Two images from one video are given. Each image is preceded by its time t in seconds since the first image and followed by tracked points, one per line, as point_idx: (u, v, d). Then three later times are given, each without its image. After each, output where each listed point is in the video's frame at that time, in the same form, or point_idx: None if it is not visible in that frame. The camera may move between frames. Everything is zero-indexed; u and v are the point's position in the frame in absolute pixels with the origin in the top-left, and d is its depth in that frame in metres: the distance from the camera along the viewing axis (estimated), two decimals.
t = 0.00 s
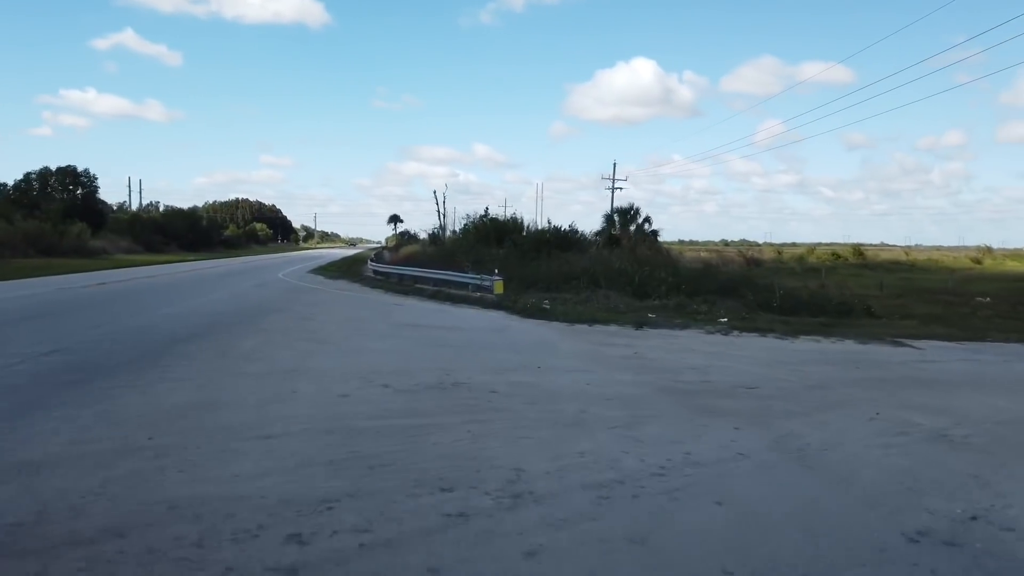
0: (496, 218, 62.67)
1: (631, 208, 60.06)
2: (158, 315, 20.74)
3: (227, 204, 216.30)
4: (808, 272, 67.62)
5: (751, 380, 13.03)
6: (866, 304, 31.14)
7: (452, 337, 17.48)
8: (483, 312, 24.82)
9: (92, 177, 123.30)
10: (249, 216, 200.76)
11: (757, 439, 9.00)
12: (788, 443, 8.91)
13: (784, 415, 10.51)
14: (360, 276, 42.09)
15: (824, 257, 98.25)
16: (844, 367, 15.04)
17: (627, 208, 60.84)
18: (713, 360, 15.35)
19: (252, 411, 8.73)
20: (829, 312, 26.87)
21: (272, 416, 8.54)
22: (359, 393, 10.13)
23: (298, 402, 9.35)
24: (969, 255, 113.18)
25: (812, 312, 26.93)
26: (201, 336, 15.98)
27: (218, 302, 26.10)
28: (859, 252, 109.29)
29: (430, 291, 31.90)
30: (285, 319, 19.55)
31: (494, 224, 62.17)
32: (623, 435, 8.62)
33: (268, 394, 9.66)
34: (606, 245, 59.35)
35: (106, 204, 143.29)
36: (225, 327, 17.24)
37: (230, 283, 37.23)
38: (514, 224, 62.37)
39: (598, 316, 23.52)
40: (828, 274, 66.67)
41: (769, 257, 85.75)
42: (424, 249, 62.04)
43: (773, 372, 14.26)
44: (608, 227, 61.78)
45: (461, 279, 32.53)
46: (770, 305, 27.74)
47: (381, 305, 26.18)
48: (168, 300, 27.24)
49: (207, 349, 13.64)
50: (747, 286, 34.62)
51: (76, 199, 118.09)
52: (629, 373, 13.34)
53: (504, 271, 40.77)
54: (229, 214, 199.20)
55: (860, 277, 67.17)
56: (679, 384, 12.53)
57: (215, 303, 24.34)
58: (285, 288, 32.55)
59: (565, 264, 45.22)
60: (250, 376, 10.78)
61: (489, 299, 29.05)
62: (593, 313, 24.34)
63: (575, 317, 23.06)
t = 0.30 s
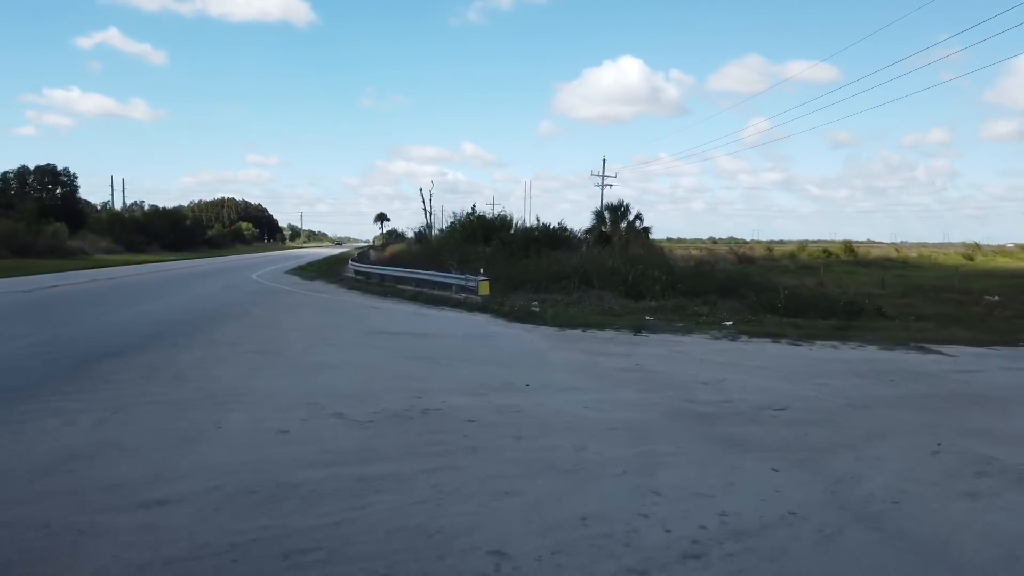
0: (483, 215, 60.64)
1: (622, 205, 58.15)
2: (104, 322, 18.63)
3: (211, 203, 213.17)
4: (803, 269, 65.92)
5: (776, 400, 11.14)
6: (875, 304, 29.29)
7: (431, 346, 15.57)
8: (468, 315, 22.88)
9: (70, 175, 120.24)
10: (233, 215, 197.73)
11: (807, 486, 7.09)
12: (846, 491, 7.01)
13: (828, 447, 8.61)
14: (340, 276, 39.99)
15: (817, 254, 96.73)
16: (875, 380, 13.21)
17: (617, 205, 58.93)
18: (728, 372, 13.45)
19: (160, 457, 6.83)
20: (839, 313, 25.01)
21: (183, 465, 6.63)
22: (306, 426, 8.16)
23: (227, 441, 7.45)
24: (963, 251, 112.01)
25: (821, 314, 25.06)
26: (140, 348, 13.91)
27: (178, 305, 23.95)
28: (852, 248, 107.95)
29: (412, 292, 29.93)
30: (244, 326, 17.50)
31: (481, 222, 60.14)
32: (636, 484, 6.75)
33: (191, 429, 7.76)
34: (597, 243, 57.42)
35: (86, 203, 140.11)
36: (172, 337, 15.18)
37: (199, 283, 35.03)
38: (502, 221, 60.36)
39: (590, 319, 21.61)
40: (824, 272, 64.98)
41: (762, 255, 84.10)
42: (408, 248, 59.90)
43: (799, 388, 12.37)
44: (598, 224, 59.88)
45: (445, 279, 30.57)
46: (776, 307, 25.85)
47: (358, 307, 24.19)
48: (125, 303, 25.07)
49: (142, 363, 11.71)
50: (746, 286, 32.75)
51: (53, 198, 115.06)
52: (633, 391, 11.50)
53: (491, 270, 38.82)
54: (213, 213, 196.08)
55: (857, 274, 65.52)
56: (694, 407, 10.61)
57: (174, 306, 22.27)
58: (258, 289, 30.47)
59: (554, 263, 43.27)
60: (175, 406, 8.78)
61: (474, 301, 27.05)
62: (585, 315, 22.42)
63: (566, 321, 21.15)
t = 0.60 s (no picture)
0: (471, 213, 58.72)
1: (614, 201, 56.36)
2: (44, 328, 16.66)
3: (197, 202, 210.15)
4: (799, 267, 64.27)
5: (812, 427, 9.37)
6: (886, 304, 27.55)
7: (408, 358, 13.72)
8: (451, 320, 21.01)
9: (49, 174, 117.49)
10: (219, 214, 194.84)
11: (887, 562, 5.33)
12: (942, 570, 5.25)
13: (895, 495, 6.84)
14: (320, 276, 38.00)
15: (811, 252, 95.24)
16: (916, 397, 11.44)
17: (609, 201, 57.13)
18: (747, 389, 11.66)
19: (10, 540, 4.98)
20: (852, 316, 23.25)
21: (37, 554, 4.80)
22: (228, 477, 6.33)
23: (114, 506, 5.62)
24: (957, 248, 110.78)
25: (833, 316, 23.29)
26: (67, 363, 12.01)
27: (137, 307, 21.96)
28: (845, 245, 106.51)
29: (393, 294, 28.04)
30: (198, 334, 15.57)
31: (469, 220, 58.21)
32: (663, 569, 4.95)
33: (74, 486, 5.92)
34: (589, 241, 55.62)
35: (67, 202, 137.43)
36: (110, 349, 13.26)
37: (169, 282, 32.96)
38: (490, 220, 58.46)
39: (583, 324, 19.77)
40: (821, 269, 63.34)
41: (756, 253, 82.45)
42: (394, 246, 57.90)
43: (833, 408, 10.60)
44: (590, 222, 58.06)
45: (428, 279, 28.67)
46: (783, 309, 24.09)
47: (334, 311, 22.26)
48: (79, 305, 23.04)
49: (56, 386, 9.84)
50: (747, 285, 30.94)
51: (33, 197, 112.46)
52: (641, 415, 9.71)
53: (478, 269, 36.93)
54: (199, 212, 193.10)
55: (854, 272, 63.93)
56: (716, 437, 8.83)
57: (130, 312, 20.27)
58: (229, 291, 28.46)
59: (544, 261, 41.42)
60: (69, 448, 6.93)
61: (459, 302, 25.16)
62: (578, 319, 20.57)
63: (557, 326, 19.29)
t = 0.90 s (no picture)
0: (462, 211, 56.94)
1: (608, 199, 54.73)
2: None
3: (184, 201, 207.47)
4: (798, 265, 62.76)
5: (864, 462, 7.75)
6: (900, 305, 25.96)
7: (383, 372, 12.01)
8: (436, 325, 19.30)
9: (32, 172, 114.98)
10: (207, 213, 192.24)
11: None
12: None
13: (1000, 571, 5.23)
14: (301, 277, 36.17)
15: (806, 250, 93.77)
16: (973, 419, 9.80)
17: (603, 199, 55.49)
18: (776, 411, 10.03)
19: None
20: (867, 319, 21.66)
21: None
22: (113, 562, 4.65)
23: None
24: (953, 246, 109.51)
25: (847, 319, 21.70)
26: None
27: (94, 311, 20.11)
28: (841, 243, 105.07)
29: (376, 295, 26.32)
30: (149, 344, 13.82)
31: (459, 218, 56.43)
32: None
33: None
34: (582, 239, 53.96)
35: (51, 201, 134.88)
36: (38, 364, 11.49)
37: (139, 283, 31.05)
38: (481, 218, 56.71)
39: (579, 329, 18.08)
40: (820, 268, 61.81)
41: (752, 251, 80.91)
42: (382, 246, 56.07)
43: (881, 434, 8.98)
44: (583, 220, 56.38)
45: (414, 280, 26.94)
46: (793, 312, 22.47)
47: (310, 316, 20.48)
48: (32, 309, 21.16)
49: None
50: (748, 287, 29.33)
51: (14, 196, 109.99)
52: (658, 447, 8.06)
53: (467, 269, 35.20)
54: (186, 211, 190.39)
55: (853, 270, 62.42)
56: (752, 478, 7.20)
57: (83, 316, 18.47)
58: (201, 293, 26.69)
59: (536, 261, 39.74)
60: None
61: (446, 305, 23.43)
62: (574, 324, 18.85)
63: (552, 332, 17.58)
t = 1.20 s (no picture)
0: (454, 210, 55.30)
1: (604, 197, 53.20)
2: None
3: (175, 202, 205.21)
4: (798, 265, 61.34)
5: (945, 516, 6.21)
6: (917, 309, 24.47)
7: (359, 392, 10.42)
8: (423, 332, 17.73)
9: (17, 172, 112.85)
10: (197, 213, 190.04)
11: None
12: None
13: None
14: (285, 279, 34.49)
15: (805, 249, 92.47)
16: None
17: (600, 197, 53.99)
18: (818, 440, 8.49)
19: None
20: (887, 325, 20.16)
21: None
22: None
23: None
24: (952, 245, 108.46)
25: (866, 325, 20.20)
26: None
27: (50, 318, 18.40)
28: (840, 243, 103.78)
29: (362, 298, 24.72)
30: (94, 358, 12.17)
31: (452, 218, 54.79)
32: None
33: None
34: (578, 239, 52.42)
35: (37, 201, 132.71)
36: None
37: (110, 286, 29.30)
38: (474, 217, 55.08)
39: (579, 337, 16.54)
40: (820, 267, 60.39)
41: (751, 250, 79.47)
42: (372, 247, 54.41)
43: (950, 472, 7.45)
44: (579, 219, 54.82)
45: (402, 282, 25.35)
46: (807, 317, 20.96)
47: (288, 321, 18.87)
48: None
49: None
50: (755, 289, 27.82)
51: None
52: (687, 495, 6.51)
53: (459, 270, 33.61)
54: (177, 211, 188.08)
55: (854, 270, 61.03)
56: (812, 541, 5.64)
57: (37, 323, 16.83)
58: (175, 296, 25.02)
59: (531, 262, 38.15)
60: None
61: (436, 309, 21.83)
62: (573, 331, 17.31)
63: (549, 340, 16.04)
